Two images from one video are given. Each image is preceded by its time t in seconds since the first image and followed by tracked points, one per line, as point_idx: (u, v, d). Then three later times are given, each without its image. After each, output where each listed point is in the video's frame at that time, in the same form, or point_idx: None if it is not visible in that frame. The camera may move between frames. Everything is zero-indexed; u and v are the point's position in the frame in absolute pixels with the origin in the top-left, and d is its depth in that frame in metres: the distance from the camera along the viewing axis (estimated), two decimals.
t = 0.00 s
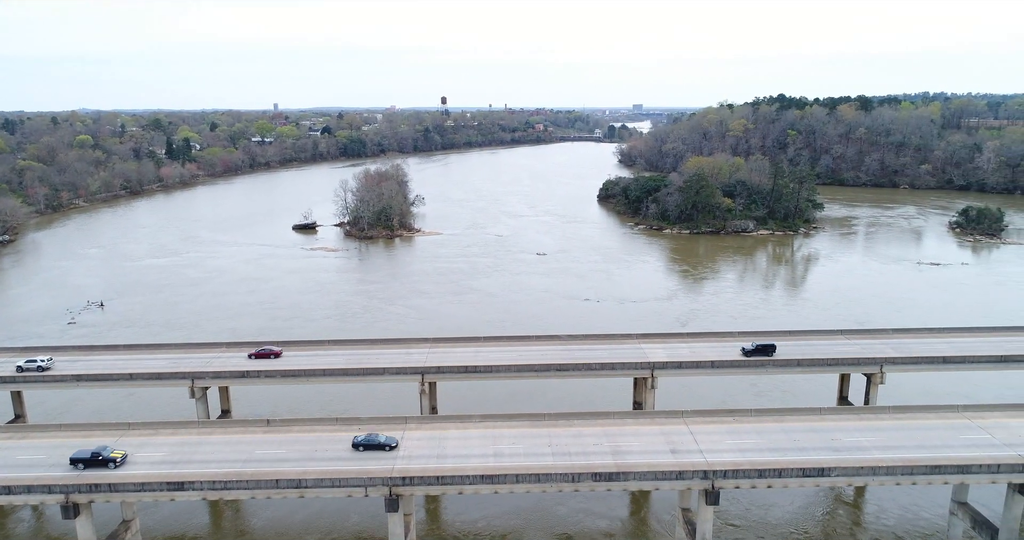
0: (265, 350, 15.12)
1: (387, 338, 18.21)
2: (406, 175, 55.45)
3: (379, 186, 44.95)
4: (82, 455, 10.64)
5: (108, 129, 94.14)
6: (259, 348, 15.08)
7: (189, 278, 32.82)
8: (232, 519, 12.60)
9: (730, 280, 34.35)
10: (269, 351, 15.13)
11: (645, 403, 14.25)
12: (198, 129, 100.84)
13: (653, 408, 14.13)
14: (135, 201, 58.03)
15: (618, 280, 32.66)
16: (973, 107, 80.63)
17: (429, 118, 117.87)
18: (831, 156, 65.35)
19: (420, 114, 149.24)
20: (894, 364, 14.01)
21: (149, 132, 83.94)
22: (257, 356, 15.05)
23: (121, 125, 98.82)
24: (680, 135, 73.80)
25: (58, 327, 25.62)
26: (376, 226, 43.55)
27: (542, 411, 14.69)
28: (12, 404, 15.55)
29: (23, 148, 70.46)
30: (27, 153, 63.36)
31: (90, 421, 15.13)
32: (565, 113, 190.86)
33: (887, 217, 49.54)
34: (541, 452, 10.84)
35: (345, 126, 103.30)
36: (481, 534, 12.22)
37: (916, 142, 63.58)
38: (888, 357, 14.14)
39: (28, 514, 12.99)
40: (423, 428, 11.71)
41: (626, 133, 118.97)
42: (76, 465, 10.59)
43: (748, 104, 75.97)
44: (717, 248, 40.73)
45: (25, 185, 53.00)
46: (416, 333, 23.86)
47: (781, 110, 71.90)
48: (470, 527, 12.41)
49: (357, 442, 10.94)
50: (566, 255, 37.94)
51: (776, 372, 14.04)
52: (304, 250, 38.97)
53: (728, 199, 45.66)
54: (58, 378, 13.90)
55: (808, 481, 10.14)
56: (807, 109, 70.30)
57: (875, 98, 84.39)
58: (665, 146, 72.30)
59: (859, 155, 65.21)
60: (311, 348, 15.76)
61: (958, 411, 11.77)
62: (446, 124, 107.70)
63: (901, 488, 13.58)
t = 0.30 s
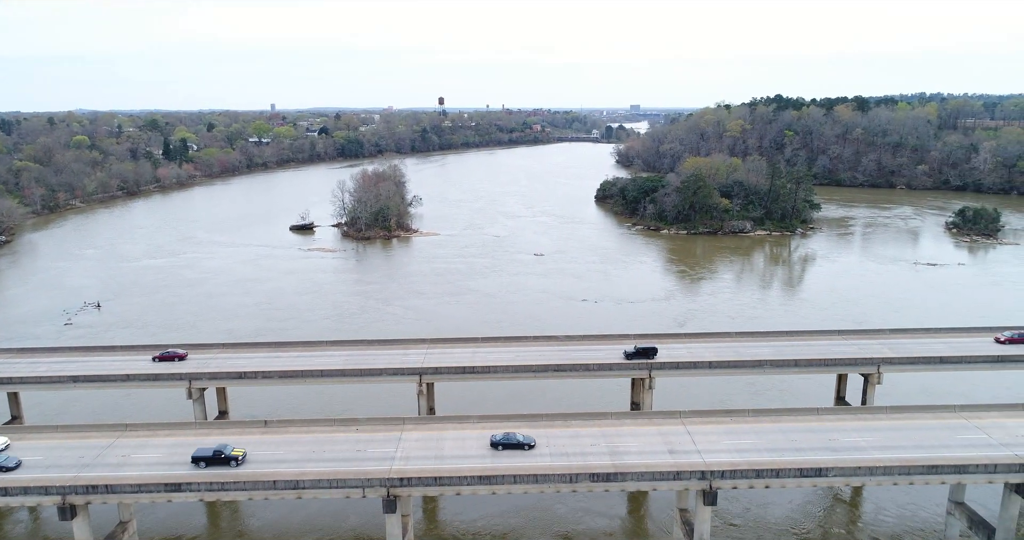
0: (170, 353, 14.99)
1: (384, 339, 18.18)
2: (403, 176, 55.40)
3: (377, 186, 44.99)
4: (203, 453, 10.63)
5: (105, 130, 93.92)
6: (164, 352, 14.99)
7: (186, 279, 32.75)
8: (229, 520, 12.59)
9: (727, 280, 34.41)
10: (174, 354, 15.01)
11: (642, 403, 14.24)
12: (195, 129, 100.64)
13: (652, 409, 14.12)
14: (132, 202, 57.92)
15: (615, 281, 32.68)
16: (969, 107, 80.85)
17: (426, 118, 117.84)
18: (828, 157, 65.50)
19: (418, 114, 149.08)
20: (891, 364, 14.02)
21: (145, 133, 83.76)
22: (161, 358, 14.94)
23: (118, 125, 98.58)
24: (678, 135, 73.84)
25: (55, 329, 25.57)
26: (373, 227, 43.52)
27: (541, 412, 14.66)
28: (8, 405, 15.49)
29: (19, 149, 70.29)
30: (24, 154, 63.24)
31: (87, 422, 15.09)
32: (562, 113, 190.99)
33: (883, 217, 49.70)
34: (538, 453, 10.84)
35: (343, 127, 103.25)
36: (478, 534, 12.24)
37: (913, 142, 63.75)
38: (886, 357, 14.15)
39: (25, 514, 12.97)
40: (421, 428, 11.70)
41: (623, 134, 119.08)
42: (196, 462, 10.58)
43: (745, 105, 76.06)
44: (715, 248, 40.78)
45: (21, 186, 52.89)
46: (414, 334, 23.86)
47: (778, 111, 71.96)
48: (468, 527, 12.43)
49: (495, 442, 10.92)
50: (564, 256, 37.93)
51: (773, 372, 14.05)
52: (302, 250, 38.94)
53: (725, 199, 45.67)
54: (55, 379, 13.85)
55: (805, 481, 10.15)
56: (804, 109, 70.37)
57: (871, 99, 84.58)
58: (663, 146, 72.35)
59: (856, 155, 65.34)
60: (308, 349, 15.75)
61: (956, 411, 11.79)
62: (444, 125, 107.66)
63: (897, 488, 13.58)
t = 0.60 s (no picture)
0: (79, 357, 15.01)
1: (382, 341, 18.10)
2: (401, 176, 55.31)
3: (374, 187, 44.95)
4: (315, 454, 10.58)
5: (102, 130, 93.76)
6: (73, 355, 14.99)
7: (183, 280, 32.67)
8: (226, 524, 12.51)
9: (725, 281, 34.42)
10: (83, 358, 15.02)
11: (641, 405, 14.19)
12: (192, 130, 100.43)
13: (650, 410, 14.08)
14: (129, 202, 57.81)
15: (614, 281, 32.60)
16: (966, 107, 80.99)
17: (424, 118, 117.70)
18: (826, 157, 65.54)
19: (416, 114, 148.98)
20: (890, 365, 13.99)
21: (142, 133, 83.60)
22: (70, 363, 14.94)
23: (114, 126, 98.33)
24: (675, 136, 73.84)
25: (52, 330, 25.51)
26: (371, 227, 43.44)
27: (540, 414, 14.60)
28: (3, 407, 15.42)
29: (15, 149, 70.14)
30: (21, 154, 63.12)
31: (83, 424, 15.01)
32: (560, 114, 190.93)
33: (881, 217, 49.69)
34: (536, 455, 10.78)
35: (340, 127, 103.14)
36: (478, 535, 12.19)
37: (910, 143, 63.83)
38: (885, 358, 14.11)
39: (20, 517, 12.90)
40: (418, 431, 11.64)
41: (621, 134, 119.07)
42: (310, 463, 10.53)
43: (742, 106, 76.06)
44: (713, 249, 40.75)
45: (17, 186, 52.77)
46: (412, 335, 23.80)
47: (776, 111, 72.00)
48: (467, 528, 12.40)
49: (627, 443, 10.77)
50: (562, 256, 37.86)
51: (772, 373, 14.00)
52: (299, 251, 38.85)
53: (723, 200, 45.62)
54: (51, 381, 13.78)
55: (805, 483, 10.10)
56: (802, 110, 70.39)
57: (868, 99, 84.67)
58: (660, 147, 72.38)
59: (853, 156, 65.40)
60: (305, 350, 15.68)
61: (955, 413, 11.76)
62: (442, 125, 107.54)
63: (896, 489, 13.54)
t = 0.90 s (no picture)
0: None
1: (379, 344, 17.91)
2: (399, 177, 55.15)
3: (373, 188, 44.79)
4: (438, 457, 10.45)
5: (100, 131, 93.55)
6: None
7: (180, 281, 32.47)
8: (220, 531, 12.32)
9: (725, 282, 34.27)
10: None
11: (642, 409, 14.03)
12: (191, 131, 100.20)
13: (650, 415, 13.91)
14: (126, 203, 57.60)
15: (613, 283, 32.42)
16: (965, 108, 80.98)
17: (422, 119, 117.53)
18: (825, 157, 65.45)
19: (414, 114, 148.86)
20: (895, 369, 13.83)
21: (140, 134, 83.39)
22: None
23: (112, 126, 98.05)
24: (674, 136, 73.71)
25: (47, 332, 25.27)
26: (369, 229, 43.26)
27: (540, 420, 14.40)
28: None
29: (12, 150, 69.93)
30: (17, 155, 62.91)
31: (76, 431, 14.76)
32: (559, 114, 190.82)
33: (880, 218, 49.59)
34: (537, 462, 10.60)
35: (339, 127, 102.96)
36: None
37: (909, 144, 63.77)
38: (889, 362, 13.95)
39: (11, 525, 12.70)
40: (416, 437, 11.46)
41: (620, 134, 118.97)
42: (432, 467, 10.41)
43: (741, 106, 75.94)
44: (713, 250, 40.60)
45: (13, 187, 52.49)
46: (409, 339, 23.56)
47: (775, 112, 71.88)
48: (466, 535, 12.21)
49: (773, 448, 10.57)
50: (561, 258, 37.69)
51: (775, 377, 13.84)
52: (297, 252, 38.66)
53: (722, 201, 45.44)
54: (43, 385, 13.56)
55: (809, 491, 9.92)
56: (801, 110, 70.31)
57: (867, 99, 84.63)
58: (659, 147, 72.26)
59: (853, 156, 65.33)
60: (301, 354, 15.50)
61: (960, 418, 11.60)
62: (441, 126, 107.41)
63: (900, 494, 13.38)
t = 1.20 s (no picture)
0: None
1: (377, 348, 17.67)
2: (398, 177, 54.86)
3: (371, 189, 44.58)
4: (555, 464, 10.19)
5: (98, 132, 93.29)
6: None
7: (176, 283, 32.20)
8: None
9: (725, 284, 34.04)
10: None
11: (643, 416, 13.80)
12: (189, 131, 99.96)
13: (652, 421, 13.69)
14: (123, 204, 57.37)
15: (613, 285, 32.20)
16: (965, 109, 80.89)
17: (421, 120, 117.33)
18: (824, 158, 65.29)
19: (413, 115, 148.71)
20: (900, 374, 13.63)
21: (138, 135, 83.20)
22: None
23: (110, 127, 97.81)
24: (674, 136, 73.52)
25: (40, 335, 25.00)
26: (367, 230, 43.01)
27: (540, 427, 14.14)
28: None
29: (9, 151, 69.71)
30: (14, 155, 62.65)
31: (68, 438, 14.50)
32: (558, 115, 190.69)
33: (880, 219, 49.43)
34: (537, 472, 10.37)
35: (337, 128, 102.75)
36: None
37: (909, 144, 63.61)
38: (894, 367, 13.74)
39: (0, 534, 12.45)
40: (414, 444, 11.23)
41: (619, 135, 118.82)
42: (551, 473, 10.15)
43: (741, 107, 75.73)
44: (712, 251, 40.41)
45: (9, 188, 52.21)
46: (406, 343, 23.30)
47: (774, 113, 71.72)
48: None
49: (915, 454, 10.34)
50: (560, 259, 37.50)
51: (778, 383, 13.63)
52: (295, 254, 38.42)
53: (722, 201, 45.22)
54: (34, 391, 13.31)
55: (817, 501, 9.69)
56: (801, 111, 70.11)
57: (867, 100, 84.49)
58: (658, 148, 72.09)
59: (852, 157, 65.17)
60: (297, 359, 15.26)
61: (969, 425, 11.39)
62: (439, 126, 107.24)
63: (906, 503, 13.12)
